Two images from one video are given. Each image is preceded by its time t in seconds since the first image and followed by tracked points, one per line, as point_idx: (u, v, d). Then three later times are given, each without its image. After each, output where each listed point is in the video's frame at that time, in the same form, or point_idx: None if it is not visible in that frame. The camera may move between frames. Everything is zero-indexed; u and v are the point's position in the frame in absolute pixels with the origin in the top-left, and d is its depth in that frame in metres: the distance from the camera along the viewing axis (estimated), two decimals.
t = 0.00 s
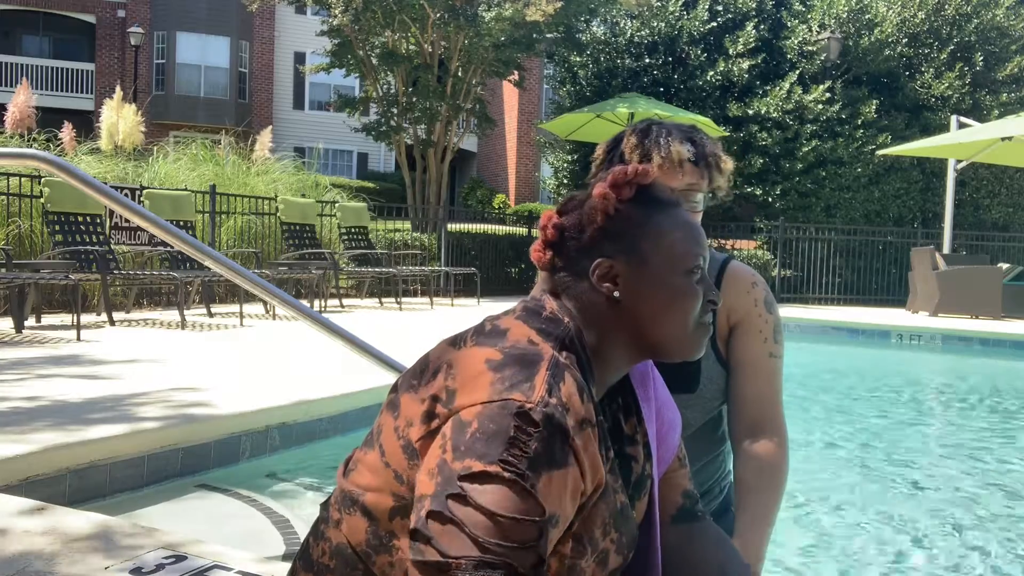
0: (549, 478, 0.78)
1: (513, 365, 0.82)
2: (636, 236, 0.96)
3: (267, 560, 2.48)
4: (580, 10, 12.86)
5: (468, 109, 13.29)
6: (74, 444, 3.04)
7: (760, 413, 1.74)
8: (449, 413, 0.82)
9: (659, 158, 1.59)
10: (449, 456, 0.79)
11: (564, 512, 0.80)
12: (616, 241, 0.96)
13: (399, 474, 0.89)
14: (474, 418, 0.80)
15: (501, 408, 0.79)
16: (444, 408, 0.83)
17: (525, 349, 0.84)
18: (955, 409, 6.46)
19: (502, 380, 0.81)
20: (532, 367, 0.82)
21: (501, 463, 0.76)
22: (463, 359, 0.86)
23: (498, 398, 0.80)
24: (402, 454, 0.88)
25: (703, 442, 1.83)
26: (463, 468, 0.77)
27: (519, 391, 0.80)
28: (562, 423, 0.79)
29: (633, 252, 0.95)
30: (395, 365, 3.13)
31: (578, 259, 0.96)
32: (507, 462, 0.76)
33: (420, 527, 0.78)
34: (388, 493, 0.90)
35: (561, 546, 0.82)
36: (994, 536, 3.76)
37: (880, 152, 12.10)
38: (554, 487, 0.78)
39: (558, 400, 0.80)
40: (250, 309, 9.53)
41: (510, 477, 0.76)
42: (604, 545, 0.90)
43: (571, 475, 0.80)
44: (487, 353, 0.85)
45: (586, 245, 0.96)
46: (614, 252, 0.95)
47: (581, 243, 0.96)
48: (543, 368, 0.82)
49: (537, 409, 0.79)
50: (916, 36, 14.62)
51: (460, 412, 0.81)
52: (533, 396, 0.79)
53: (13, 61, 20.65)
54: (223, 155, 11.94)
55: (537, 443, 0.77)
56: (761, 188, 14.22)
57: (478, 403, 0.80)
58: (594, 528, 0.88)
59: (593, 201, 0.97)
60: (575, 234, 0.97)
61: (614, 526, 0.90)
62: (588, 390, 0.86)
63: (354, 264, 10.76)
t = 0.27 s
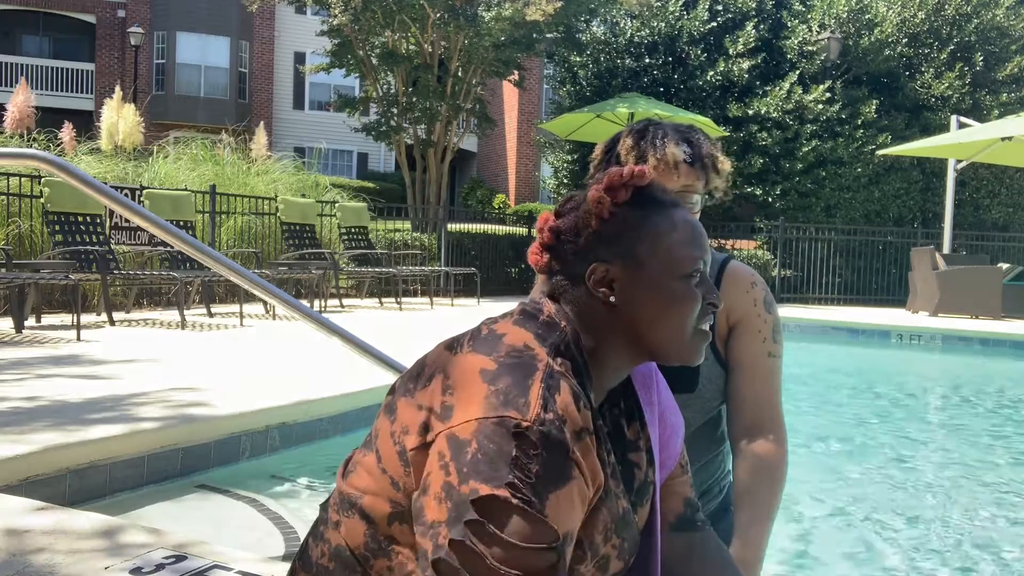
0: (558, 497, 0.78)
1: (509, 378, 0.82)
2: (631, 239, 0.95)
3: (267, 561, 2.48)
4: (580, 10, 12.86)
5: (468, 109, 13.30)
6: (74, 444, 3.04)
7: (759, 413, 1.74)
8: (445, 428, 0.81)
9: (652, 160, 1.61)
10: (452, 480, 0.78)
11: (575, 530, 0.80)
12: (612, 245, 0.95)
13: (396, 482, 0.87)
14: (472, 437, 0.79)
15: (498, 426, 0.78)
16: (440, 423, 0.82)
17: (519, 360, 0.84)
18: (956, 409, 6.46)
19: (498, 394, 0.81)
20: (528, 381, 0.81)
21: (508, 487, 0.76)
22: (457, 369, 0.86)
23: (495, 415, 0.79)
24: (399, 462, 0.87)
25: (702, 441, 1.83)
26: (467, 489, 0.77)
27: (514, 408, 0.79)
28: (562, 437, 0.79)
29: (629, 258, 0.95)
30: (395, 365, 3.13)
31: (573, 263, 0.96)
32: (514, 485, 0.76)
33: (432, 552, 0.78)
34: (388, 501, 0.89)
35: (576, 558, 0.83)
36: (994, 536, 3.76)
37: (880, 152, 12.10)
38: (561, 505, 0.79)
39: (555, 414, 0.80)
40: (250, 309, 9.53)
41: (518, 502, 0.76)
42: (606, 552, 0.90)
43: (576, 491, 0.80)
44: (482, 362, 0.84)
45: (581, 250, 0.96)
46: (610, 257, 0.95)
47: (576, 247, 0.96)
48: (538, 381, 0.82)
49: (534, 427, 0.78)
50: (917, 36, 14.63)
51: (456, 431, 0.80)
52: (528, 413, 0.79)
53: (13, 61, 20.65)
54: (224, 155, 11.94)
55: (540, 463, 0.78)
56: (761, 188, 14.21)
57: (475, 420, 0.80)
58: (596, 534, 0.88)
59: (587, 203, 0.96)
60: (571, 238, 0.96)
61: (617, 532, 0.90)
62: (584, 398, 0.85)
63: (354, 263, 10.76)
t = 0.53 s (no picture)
0: (572, 508, 0.79)
1: (513, 390, 0.81)
2: (634, 244, 0.93)
3: (268, 561, 2.48)
4: (580, 10, 12.85)
5: (468, 109, 13.31)
6: (74, 444, 3.03)
7: (759, 412, 1.74)
8: (449, 441, 0.80)
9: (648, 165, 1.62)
10: (466, 496, 0.77)
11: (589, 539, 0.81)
12: (614, 250, 0.93)
13: (396, 490, 0.86)
14: (479, 452, 0.78)
15: (507, 440, 0.78)
16: (444, 433, 0.81)
17: (520, 372, 0.83)
18: (955, 409, 6.46)
19: (504, 407, 0.80)
20: (532, 394, 0.81)
21: (523, 501, 0.76)
22: (457, 380, 0.85)
23: (502, 429, 0.78)
24: (400, 468, 0.86)
25: (703, 441, 1.83)
26: (481, 504, 0.77)
27: (521, 420, 0.79)
28: (570, 448, 0.79)
29: (630, 263, 0.93)
30: (394, 366, 3.13)
31: (574, 267, 0.95)
32: (529, 500, 0.77)
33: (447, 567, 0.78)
34: (388, 511, 0.88)
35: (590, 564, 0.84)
36: (994, 536, 3.75)
37: (880, 152, 12.10)
38: (576, 515, 0.79)
39: (562, 425, 0.80)
40: (251, 309, 9.52)
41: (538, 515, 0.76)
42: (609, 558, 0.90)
43: (588, 500, 0.81)
44: (483, 372, 0.84)
45: (583, 253, 0.94)
46: (612, 262, 0.93)
47: (578, 251, 0.94)
48: (542, 391, 0.81)
49: (542, 441, 0.78)
50: (916, 36, 14.64)
51: (461, 444, 0.79)
52: (536, 426, 0.78)
53: (13, 62, 20.65)
54: (224, 155, 11.94)
55: (552, 476, 0.78)
56: (761, 188, 14.20)
57: (481, 434, 0.79)
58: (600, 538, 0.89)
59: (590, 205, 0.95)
60: (573, 241, 0.95)
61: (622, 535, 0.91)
62: (586, 407, 0.85)
63: (354, 263, 10.76)
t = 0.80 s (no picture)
0: (575, 516, 0.79)
1: (515, 396, 0.81)
2: (642, 255, 0.92)
3: (267, 561, 2.48)
4: (580, 11, 12.86)
5: (468, 109, 13.30)
6: (74, 444, 3.04)
7: (760, 415, 1.74)
8: (451, 448, 0.80)
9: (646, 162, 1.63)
10: (467, 502, 0.77)
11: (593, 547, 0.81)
12: (622, 257, 0.92)
13: (398, 495, 0.86)
14: (481, 459, 0.78)
15: (509, 447, 0.78)
16: (446, 440, 0.81)
17: (522, 377, 0.83)
18: (956, 408, 6.46)
19: (505, 415, 0.80)
20: (533, 402, 0.80)
21: (526, 509, 0.76)
22: (458, 385, 0.84)
23: (503, 436, 0.78)
24: (403, 473, 0.85)
25: (704, 442, 1.83)
26: (483, 512, 0.77)
27: (523, 426, 0.79)
28: (572, 455, 0.79)
29: (639, 271, 0.92)
30: (394, 367, 3.12)
31: (582, 271, 0.94)
32: (530, 507, 0.77)
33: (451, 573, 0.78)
34: (391, 517, 0.88)
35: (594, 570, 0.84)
36: (994, 536, 3.75)
37: (880, 152, 12.10)
38: (579, 524, 0.79)
39: (564, 432, 0.80)
40: (250, 309, 9.52)
41: (539, 522, 0.77)
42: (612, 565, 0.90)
43: (592, 508, 0.81)
44: (485, 377, 0.83)
45: (592, 258, 0.93)
46: (619, 269, 0.92)
47: (587, 255, 0.93)
48: (544, 398, 0.81)
49: (544, 448, 0.78)
50: (916, 36, 14.65)
51: (462, 452, 0.79)
52: (538, 433, 0.78)
53: (13, 62, 20.64)
54: (224, 155, 11.95)
55: (555, 484, 0.78)
56: (761, 188, 14.19)
57: (482, 441, 0.79)
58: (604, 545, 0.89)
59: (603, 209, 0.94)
60: (583, 245, 0.94)
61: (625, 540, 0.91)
62: (589, 412, 0.85)
63: (354, 263, 10.76)
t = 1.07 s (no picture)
0: (567, 507, 0.78)
1: (510, 387, 0.81)
2: (641, 257, 0.91)
3: (266, 561, 2.47)
4: (579, 11, 12.86)
5: (468, 109, 13.31)
6: (74, 444, 3.04)
7: (762, 415, 1.74)
8: (445, 440, 0.80)
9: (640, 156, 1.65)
10: (460, 494, 0.77)
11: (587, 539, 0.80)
12: (618, 257, 0.91)
13: (395, 489, 0.86)
14: (475, 451, 0.78)
15: (502, 438, 0.77)
16: (442, 432, 0.81)
17: (516, 369, 0.83)
18: (956, 408, 6.46)
19: (499, 406, 0.79)
20: (527, 391, 0.80)
21: (517, 499, 0.76)
22: (455, 379, 0.84)
23: (497, 427, 0.78)
24: (399, 468, 0.85)
25: (705, 443, 1.84)
26: (475, 502, 0.76)
27: (517, 418, 0.78)
28: (566, 447, 0.79)
29: (632, 271, 0.91)
30: (394, 368, 3.11)
31: (581, 268, 0.94)
32: (522, 499, 0.76)
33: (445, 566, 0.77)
34: (388, 511, 0.88)
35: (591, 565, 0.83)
36: (994, 536, 3.75)
37: (880, 151, 12.10)
38: (573, 514, 0.78)
39: (557, 422, 0.79)
40: (250, 309, 9.52)
41: (533, 514, 0.76)
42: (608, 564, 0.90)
43: (586, 500, 0.80)
44: (481, 370, 0.83)
45: (589, 256, 0.93)
46: (614, 268, 0.91)
47: (585, 251, 0.93)
48: (538, 390, 0.81)
49: (537, 438, 0.78)
50: (916, 36, 14.66)
51: (456, 443, 0.79)
52: (531, 424, 0.78)
53: (13, 62, 20.64)
54: (224, 155, 11.95)
55: (550, 475, 0.77)
56: (761, 188, 14.18)
57: (476, 433, 0.79)
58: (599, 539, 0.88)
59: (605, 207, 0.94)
60: (584, 241, 0.94)
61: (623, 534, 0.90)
62: (585, 407, 0.85)
63: (354, 263, 10.76)
